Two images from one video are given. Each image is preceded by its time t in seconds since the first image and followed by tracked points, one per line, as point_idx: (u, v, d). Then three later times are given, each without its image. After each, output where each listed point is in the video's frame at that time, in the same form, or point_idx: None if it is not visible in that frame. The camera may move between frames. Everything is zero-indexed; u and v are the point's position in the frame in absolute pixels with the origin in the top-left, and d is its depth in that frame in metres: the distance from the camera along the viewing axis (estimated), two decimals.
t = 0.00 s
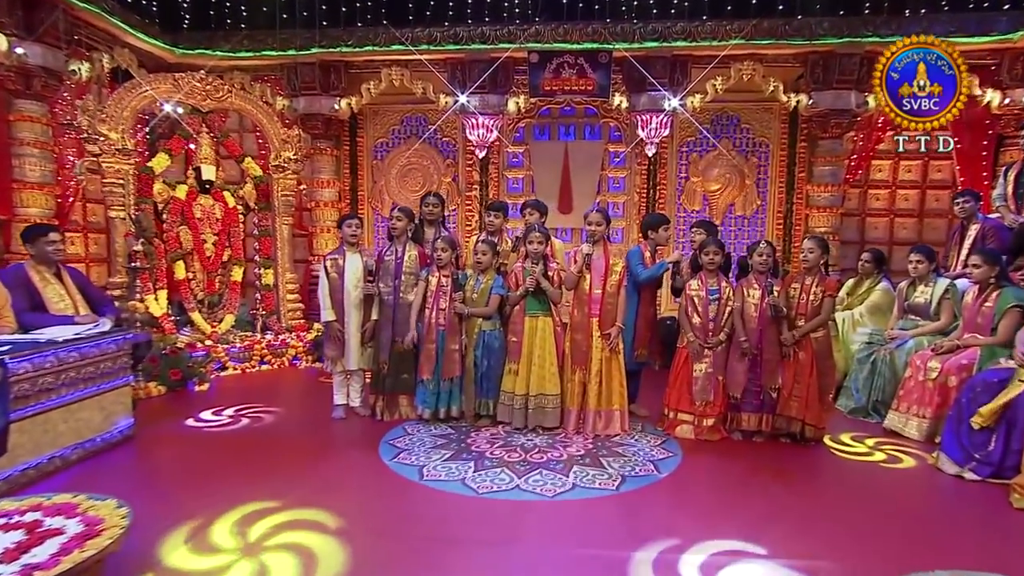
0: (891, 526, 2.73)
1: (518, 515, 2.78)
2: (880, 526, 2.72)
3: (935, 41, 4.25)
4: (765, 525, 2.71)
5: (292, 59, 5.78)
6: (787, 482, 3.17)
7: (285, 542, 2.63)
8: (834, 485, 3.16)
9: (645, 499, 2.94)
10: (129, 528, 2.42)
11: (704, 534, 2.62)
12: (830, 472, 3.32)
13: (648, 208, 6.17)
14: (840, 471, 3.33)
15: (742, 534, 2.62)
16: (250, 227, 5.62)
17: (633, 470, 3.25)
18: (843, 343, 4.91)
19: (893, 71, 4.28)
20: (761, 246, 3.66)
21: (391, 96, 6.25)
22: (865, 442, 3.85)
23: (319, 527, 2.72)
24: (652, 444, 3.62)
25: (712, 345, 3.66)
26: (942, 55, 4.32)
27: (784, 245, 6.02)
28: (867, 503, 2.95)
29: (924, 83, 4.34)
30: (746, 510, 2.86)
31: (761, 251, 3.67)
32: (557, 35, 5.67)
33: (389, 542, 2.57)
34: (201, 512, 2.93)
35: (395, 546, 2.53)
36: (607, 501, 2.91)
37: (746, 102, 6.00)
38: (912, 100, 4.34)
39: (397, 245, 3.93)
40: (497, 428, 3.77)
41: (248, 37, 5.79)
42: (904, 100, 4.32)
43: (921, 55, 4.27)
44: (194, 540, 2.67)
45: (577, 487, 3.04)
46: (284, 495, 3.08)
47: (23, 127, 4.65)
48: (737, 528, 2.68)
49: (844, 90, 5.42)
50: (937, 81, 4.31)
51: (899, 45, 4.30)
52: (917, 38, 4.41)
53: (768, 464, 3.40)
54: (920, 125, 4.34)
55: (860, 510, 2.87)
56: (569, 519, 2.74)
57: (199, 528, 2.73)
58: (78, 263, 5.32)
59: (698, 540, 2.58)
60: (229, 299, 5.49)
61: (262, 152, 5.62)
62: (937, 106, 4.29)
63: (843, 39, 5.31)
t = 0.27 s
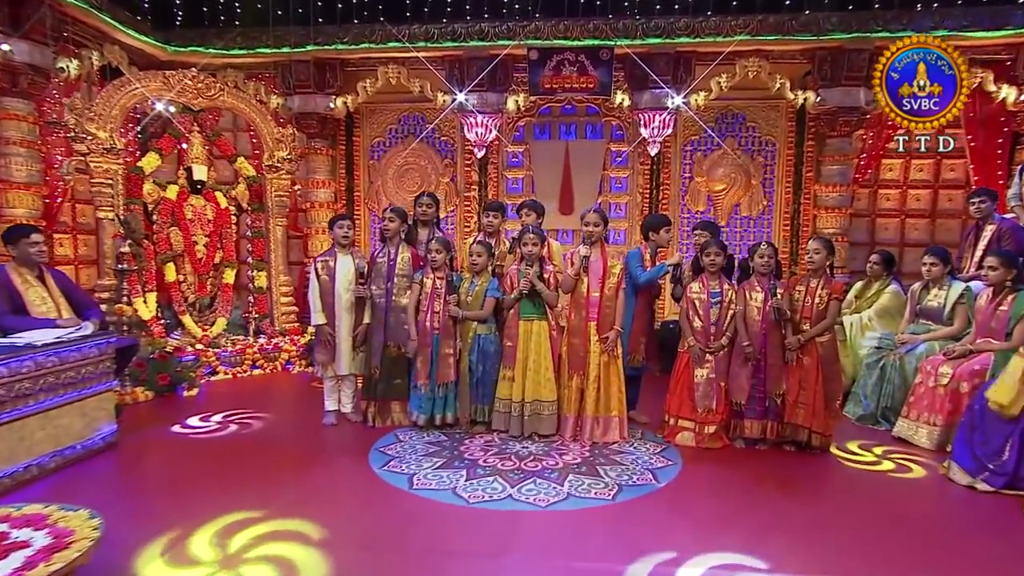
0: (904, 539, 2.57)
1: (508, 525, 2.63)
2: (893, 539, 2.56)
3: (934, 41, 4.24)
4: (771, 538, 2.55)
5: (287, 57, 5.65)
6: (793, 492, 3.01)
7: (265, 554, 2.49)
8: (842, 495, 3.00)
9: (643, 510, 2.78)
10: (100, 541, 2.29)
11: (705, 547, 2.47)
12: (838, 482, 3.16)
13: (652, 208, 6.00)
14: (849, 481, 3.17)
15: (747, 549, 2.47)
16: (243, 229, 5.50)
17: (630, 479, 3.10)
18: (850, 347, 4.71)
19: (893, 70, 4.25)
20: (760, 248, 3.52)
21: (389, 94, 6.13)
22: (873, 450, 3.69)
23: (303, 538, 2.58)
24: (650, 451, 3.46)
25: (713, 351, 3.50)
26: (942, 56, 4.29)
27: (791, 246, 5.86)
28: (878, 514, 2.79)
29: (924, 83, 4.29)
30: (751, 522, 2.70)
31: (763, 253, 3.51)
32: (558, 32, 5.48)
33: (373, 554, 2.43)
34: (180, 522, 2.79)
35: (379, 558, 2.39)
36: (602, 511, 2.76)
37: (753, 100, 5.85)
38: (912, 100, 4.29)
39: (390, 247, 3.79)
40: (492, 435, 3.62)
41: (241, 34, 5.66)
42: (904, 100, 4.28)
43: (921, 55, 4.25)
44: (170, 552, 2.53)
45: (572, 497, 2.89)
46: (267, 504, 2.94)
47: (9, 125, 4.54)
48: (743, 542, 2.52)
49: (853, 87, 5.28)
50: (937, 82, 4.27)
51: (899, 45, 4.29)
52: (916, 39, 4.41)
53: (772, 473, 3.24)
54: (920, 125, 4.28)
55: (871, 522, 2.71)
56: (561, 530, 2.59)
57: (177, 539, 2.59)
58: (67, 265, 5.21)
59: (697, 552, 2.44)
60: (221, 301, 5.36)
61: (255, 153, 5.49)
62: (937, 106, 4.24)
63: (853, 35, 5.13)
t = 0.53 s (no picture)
0: (925, 555, 2.39)
1: (498, 539, 2.47)
2: (912, 556, 2.39)
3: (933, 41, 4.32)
4: (780, 554, 2.38)
5: (284, 53, 5.54)
6: (801, 504, 2.83)
7: (243, 567, 2.35)
8: (855, 507, 2.82)
9: (643, 522, 2.61)
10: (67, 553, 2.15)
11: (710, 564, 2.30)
12: (849, 493, 2.97)
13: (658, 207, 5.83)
14: (862, 492, 2.98)
15: (756, 566, 2.30)
16: (238, 229, 5.37)
17: (629, 488, 2.93)
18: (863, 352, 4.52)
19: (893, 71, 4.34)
20: (762, 248, 3.36)
21: (388, 92, 6.00)
22: (885, 459, 3.50)
23: (285, 550, 2.44)
24: (652, 460, 3.28)
25: (717, 355, 3.32)
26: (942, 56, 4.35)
27: (801, 247, 5.67)
28: (894, 528, 2.61)
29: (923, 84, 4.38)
30: (758, 536, 2.53)
31: (767, 253, 3.32)
32: (562, 26, 5.35)
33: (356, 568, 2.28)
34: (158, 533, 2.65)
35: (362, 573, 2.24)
36: (599, 524, 2.59)
37: (762, 96, 5.67)
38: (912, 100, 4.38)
39: (384, 247, 3.64)
40: (487, 443, 3.46)
41: (237, 31, 5.54)
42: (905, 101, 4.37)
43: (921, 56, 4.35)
44: (145, 565, 2.39)
45: (568, 508, 2.73)
46: (248, 513, 2.80)
47: None
48: (752, 558, 2.35)
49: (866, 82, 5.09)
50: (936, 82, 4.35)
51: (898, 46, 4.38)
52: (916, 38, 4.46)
53: (779, 483, 3.06)
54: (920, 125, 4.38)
55: (887, 537, 2.53)
56: (554, 545, 2.43)
57: (153, 551, 2.45)
58: (57, 266, 5.09)
59: (701, 569, 2.27)
60: (215, 304, 5.23)
61: (250, 152, 5.36)
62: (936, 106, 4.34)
63: (865, 27, 4.98)
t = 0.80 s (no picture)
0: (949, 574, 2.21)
1: (489, 553, 2.31)
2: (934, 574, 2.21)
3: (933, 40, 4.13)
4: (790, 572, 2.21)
5: (281, 50, 5.42)
6: (812, 516, 2.65)
7: None
8: (870, 520, 2.64)
9: (645, 536, 2.44)
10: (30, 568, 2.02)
11: None
12: (864, 505, 2.79)
13: (666, 207, 5.66)
14: (877, 504, 2.80)
15: None
16: (233, 230, 5.24)
17: (628, 499, 2.76)
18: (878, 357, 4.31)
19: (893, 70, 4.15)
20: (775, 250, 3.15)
21: (388, 89, 5.86)
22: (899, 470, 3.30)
23: (263, 564, 2.29)
24: (654, 469, 3.11)
25: (723, 361, 3.14)
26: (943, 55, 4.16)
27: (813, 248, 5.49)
28: (913, 544, 2.43)
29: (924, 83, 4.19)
30: (767, 551, 2.35)
31: (775, 256, 3.14)
32: (566, 20, 5.18)
33: None
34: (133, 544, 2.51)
35: None
36: (597, 538, 2.42)
37: (773, 91, 5.48)
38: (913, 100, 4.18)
39: (378, 249, 3.49)
40: (483, 451, 3.30)
41: (233, 27, 5.42)
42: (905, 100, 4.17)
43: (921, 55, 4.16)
44: None
45: (564, 519, 2.56)
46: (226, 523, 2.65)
47: None
48: None
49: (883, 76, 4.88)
50: (937, 81, 4.16)
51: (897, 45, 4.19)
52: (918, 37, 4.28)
53: (788, 494, 2.88)
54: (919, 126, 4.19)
55: (907, 554, 2.35)
56: (547, 560, 2.26)
57: (125, 564, 2.32)
58: (49, 268, 4.99)
59: None
60: (209, 306, 5.11)
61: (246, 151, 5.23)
62: (937, 106, 4.14)
63: (881, 19, 4.77)
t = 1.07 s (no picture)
0: None
1: (480, 566, 2.17)
2: None
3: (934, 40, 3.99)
4: None
5: (279, 48, 5.32)
6: (823, 528, 2.50)
7: None
8: (885, 532, 2.48)
9: (647, 549, 2.30)
10: None
11: None
12: (879, 516, 2.63)
13: (674, 207, 5.51)
14: (891, 516, 2.64)
15: None
16: (230, 231, 5.13)
17: (628, 509, 2.62)
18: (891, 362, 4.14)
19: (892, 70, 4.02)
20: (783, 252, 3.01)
21: (388, 86, 5.75)
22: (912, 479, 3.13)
23: None
24: (656, 478, 2.96)
25: (727, 365, 2.98)
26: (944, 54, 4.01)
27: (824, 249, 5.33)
28: (933, 559, 2.27)
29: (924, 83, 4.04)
30: (778, 566, 2.21)
31: (782, 257, 3.02)
32: (569, 15, 5.06)
33: None
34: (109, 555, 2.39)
35: None
36: (595, 551, 2.28)
37: (783, 88, 5.33)
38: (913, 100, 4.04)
39: (373, 250, 3.38)
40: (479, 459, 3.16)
41: (230, 24, 5.33)
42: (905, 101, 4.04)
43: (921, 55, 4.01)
44: None
45: (560, 530, 2.42)
46: (206, 532, 2.53)
47: None
48: None
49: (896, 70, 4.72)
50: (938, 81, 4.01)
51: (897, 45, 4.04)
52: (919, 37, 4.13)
53: (796, 504, 2.73)
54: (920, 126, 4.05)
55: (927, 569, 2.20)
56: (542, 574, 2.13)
57: None
58: (42, 270, 4.91)
59: None
60: (205, 309, 5.01)
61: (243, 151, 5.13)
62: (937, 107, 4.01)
63: (895, 11, 4.61)
